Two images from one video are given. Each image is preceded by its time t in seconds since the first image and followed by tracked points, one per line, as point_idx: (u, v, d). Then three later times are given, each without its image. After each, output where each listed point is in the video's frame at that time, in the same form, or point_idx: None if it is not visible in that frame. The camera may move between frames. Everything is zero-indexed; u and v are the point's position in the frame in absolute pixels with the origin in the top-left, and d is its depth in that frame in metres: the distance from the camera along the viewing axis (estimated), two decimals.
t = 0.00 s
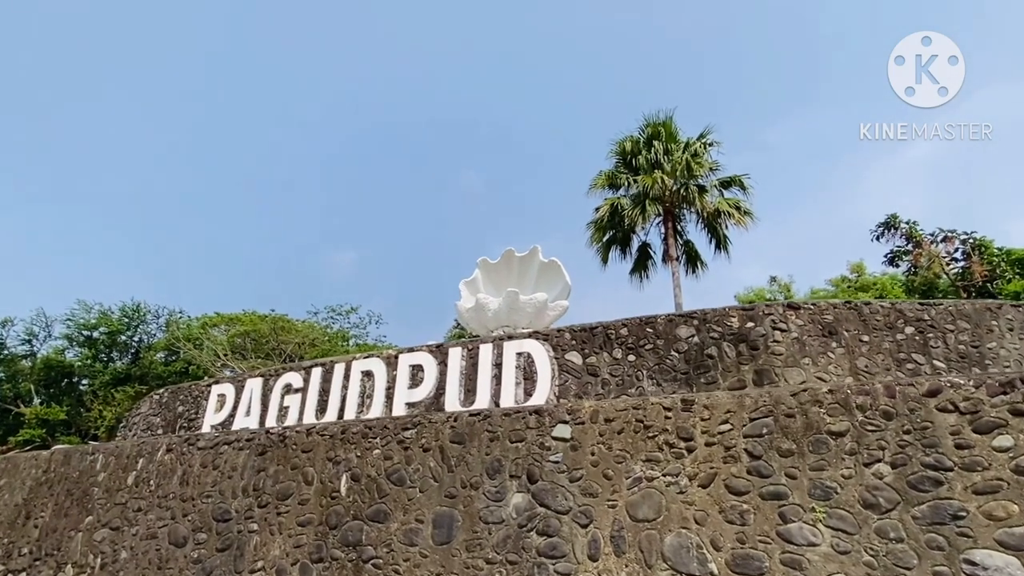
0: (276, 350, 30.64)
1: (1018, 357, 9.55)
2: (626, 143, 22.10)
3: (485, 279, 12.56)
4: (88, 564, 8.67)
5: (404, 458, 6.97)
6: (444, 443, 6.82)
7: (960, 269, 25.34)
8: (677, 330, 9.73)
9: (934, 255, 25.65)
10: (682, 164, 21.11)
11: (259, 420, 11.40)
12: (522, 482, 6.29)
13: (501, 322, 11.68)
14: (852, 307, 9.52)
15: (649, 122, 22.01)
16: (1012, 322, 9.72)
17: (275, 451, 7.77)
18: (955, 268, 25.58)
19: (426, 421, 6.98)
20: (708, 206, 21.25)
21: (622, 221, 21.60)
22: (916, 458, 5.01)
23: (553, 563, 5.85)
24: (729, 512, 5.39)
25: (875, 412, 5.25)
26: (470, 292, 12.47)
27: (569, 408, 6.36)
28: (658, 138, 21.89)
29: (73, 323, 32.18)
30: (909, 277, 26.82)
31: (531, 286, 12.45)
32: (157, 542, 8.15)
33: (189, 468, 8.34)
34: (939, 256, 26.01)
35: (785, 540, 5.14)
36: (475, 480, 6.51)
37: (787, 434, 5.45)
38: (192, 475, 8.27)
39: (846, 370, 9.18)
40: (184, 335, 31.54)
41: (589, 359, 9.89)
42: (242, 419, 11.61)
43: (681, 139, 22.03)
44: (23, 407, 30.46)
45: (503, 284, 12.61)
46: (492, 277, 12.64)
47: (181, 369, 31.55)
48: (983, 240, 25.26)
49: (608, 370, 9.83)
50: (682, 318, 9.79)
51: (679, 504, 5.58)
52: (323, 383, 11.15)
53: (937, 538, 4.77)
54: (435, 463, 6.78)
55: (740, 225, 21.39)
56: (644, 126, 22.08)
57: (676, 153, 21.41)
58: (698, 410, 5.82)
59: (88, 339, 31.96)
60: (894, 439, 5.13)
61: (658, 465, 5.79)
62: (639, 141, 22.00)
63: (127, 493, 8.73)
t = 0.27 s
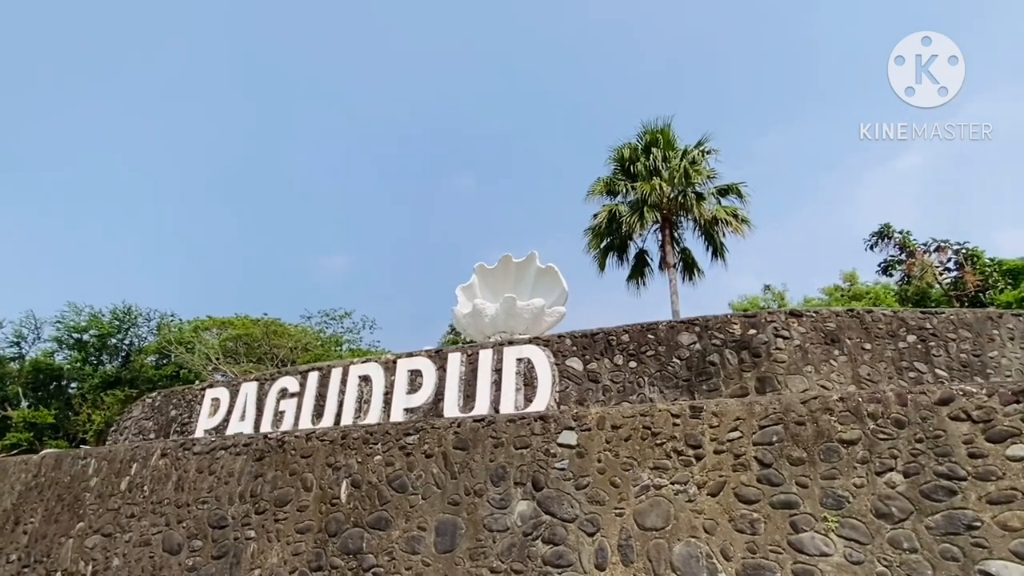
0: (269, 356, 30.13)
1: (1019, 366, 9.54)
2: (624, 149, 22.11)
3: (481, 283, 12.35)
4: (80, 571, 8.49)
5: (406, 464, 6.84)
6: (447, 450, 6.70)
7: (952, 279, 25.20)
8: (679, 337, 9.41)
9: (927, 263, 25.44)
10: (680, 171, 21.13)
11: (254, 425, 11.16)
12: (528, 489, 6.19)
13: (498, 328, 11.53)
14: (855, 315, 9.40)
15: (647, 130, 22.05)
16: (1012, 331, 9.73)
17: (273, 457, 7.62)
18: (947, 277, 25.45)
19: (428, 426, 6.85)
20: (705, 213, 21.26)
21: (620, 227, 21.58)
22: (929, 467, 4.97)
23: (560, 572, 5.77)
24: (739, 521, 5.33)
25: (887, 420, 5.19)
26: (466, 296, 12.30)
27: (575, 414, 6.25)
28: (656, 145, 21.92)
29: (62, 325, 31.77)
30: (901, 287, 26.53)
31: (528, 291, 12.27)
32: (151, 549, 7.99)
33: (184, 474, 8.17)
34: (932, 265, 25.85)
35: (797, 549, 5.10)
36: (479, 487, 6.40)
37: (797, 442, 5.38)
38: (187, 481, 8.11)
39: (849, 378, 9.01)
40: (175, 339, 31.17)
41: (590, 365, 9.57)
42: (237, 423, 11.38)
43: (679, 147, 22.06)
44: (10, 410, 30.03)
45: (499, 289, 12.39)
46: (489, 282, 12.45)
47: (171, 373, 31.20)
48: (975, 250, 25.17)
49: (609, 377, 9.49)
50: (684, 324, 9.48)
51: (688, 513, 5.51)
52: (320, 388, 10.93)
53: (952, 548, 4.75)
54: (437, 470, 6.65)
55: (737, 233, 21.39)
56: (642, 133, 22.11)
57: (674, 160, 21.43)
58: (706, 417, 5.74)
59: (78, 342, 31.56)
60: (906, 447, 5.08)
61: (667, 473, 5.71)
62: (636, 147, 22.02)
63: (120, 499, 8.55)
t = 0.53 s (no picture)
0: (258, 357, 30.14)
1: (1015, 374, 9.59)
2: (621, 155, 22.16)
3: (477, 288, 12.28)
4: None
5: (404, 469, 6.76)
6: (447, 454, 6.62)
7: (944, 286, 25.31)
8: (678, 342, 9.36)
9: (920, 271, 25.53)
10: (677, 177, 21.19)
11: (248, 429, 11.02)
12: (529, 495, 6.13)
13: (495, 332, 11.47)
14: (854, 321, 9.40)
15: (644, 136, 22.12)
16: (1009, 338, 9.78)
17: (269, 461, 7.52)
18: (940, 285, 25.55)
19: (427, 431, 6.78)
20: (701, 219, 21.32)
21: (616, 233, 21.60)
22: (933, 473, 4.95)
23: None
24: (743, 527, 5.29)
25: (891, 427, 5.18)
26: (463, 300, 12.23)
27: (577, 419, 6.20)
28: (653, 151, 21.99)
29: (52, 328, 31.44)
30: (894, 294, 26.53)
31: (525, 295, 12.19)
32: (144, 555, 7.87)
33: (178, 478, 8.05)
34: (924, 273, 25.95)
35: (802, 556, 5.07)
36: (479, 493, 6.33)
37: (802, 448, 5.35)
38: (181, 485, 7.99)
39: (847, 384, 9.02)
40: (167, 342, 30.89)
41: (588, 370, 9.51)
42: (231, 428, 11.23)
43: (675, 153, 22.13)
44: None
45: (496, 293, 12.29)
46: (486, 286, 12.37)
47: (163, 377, 30.91)
48: (966, 259, 25.30)
49: (608, 382, 9.41)
50: (683, 329, 9.43)
51: (692, 519, 5.47)
52: (315, 392, 10.80)
53: (957, 555, 4.73)
54: (437, 475, 6.58)
55: (733, 240, 21.44)
56: (639, 139, 22.18)
57: (670, 167, 21.50)
58: (710, 422, 5.70)
59: (68, 345, 31.24)
60: (911, 454, 5.06)
61: (670, 479, 5.66)
62: (633, 153, 22.08)
63: (112, 504, 8.41)
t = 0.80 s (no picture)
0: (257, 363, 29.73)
1: (1012, 377, 9.61)
2: (618, 159, 22.20)
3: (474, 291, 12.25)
4: None
5: (402, 473, 6.72)
6: (446, 458, 6.58)
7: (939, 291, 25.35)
8: (676, 346, 9.35)
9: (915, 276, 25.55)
10: (673, 181, 21.23)
11: (244, 432, 10.94)
12: (528, 499, 6.09)
13: (492, 335, 11.44)
14: (852, 325, 9.41)
15: (641, 140, 22.16)
16: (1005, 342, 9.81)
17: (266, 465, 7.46)
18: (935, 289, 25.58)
19: (426, 434, 6.74)
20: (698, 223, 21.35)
21: (613, 236, 21.62)
22: (933, 477, 4.94)
23: None
24: (743, 531, 5.28)
25: (891, 430, 5.17)
26: (460, 303, 12.20)
27: (576, 422, 6.17)
28: (650, 155, 22.03)
29: (45, 330, 31.23)
30: (889, 298, 26.55)
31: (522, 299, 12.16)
32: (138, 559, 7.79)
33: (174, 482, 7.98)
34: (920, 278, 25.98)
35: (802, 560, 5.05)
36: (478, 496, 6.29)
37: (802, 451, 5.33)
38: (177, 488, 7.92)
39: (845, 388, 9.02)
40: (161, 344, 30.71)
41: (586, 374, 9.48)
42: (226, 431, 11.14)
43: (672, 157, 22.18)
44: None
45: (493, 297, 12.26)
46: (483, 290, 12.33)
47: (157, 380, 30.73)
48: (961, 263, 25.36)
49: (606, 386, 9.39)
50: (681, 332, 9.42)
51: (692, 523, 5.45)
52: (311, 394, 10.73)
53: (957, 559, 4.72)
54: (435, 478, 6.54)
55: (729, 244, 21.47)
56: (636, 143, 22.22)
57: (667, 171, 21.54)
58: (709, 426, 5.69)
59: (61, 347, 31.03)
60: (911, 457, 5.05)
61: (670, 483, 5.64)
62: (630, 157, 22.13)
63: (106, 507, 8.33)
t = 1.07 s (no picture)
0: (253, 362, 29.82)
1: (1010, 377, 9.62)
2: (617, 160, 22.20)
3: (473, 292, 12.23)
4: None
5: (400, 474, 6.70)
6: (443, 459, 6.56)
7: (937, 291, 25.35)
8: (674, 346, 9.33)
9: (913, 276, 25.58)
10: (672, 182, 21.23)
11: (241, 433, 10.91)
12: (526, 500, 6.07)
13: (490, 336, 11.43)
14: (850, 325, 9.40)
15: (639, 141, 22.17)
16: (1003, 342, 9.81)
17: (263, 466, 7.44)
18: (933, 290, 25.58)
19: (424, 435, 6.72)
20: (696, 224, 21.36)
21: (612, 237, 21.61)
22: (932, 477, 4.94)
23: None
24: (742, 532, 5.26)
25: (889, 430, 5.16)
26: (458, 304, 12.18)
27: (574, 423, 6.16)
28: (648, 156, 22.03)
29: (43, 331, 31.16)
30: (887, 299, 26.51)
31: (520, 299, 12.14)
32: (135, 561, 7.76)
33: (171, 483, 7.95)
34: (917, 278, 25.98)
35: (801, 561, 5.03)
36: (476, 498, 6.27)
37: (800, 452, 5.32)
38: (174, 490, 7.89)
39: (843, 388, 9.01)
40: (159, 346, 30.65)
41: (585, 375, 9.47)
42: (223, 432, 11.10)
43: (671, 158, 22.18)
44: None
45: (491, 298, 12.25)
46: (481, 290, 12.31)
47: (155, 381, 30.68)
48: (959, 264, 25.37)
49: (604, 387, 9.38)
50: (679, 333, 9.41)
51: (691, 524, 5.43)
52: (309, 396, 10.71)
53: (956, 559, 4.72)
54: (433, 479, 6.52)
55: (728, 244, 21.47)
56: (634, 144, 22.23)
57: (665, 171, 21.55)
58: (708, 426, 5.67)
59: (59, 349, 30.96)
60: (909, 457, 5.05)
61: (668, 483, 5.63)
62: (629, 158, 22.13)
63: (103, 509, 8.30)
